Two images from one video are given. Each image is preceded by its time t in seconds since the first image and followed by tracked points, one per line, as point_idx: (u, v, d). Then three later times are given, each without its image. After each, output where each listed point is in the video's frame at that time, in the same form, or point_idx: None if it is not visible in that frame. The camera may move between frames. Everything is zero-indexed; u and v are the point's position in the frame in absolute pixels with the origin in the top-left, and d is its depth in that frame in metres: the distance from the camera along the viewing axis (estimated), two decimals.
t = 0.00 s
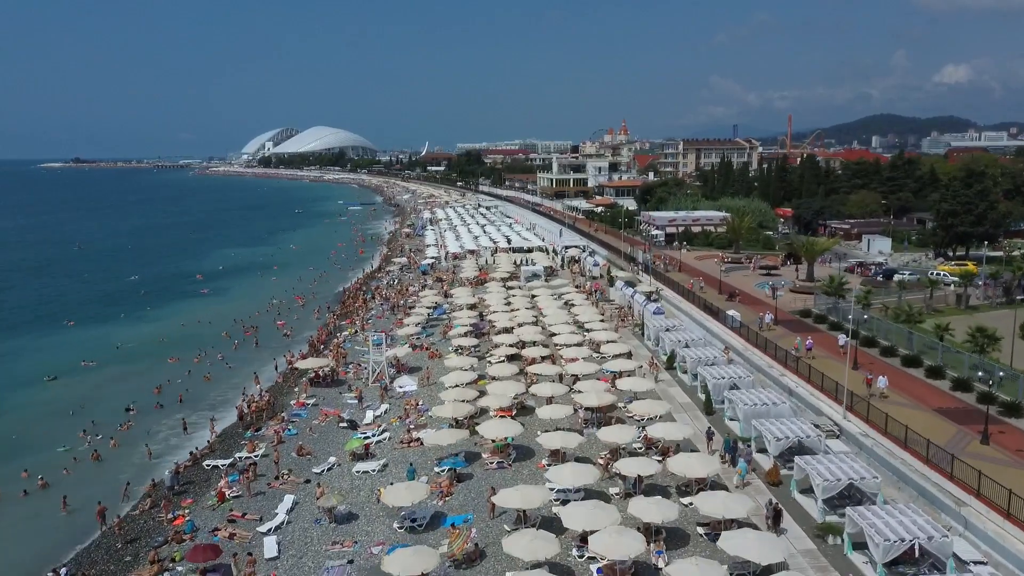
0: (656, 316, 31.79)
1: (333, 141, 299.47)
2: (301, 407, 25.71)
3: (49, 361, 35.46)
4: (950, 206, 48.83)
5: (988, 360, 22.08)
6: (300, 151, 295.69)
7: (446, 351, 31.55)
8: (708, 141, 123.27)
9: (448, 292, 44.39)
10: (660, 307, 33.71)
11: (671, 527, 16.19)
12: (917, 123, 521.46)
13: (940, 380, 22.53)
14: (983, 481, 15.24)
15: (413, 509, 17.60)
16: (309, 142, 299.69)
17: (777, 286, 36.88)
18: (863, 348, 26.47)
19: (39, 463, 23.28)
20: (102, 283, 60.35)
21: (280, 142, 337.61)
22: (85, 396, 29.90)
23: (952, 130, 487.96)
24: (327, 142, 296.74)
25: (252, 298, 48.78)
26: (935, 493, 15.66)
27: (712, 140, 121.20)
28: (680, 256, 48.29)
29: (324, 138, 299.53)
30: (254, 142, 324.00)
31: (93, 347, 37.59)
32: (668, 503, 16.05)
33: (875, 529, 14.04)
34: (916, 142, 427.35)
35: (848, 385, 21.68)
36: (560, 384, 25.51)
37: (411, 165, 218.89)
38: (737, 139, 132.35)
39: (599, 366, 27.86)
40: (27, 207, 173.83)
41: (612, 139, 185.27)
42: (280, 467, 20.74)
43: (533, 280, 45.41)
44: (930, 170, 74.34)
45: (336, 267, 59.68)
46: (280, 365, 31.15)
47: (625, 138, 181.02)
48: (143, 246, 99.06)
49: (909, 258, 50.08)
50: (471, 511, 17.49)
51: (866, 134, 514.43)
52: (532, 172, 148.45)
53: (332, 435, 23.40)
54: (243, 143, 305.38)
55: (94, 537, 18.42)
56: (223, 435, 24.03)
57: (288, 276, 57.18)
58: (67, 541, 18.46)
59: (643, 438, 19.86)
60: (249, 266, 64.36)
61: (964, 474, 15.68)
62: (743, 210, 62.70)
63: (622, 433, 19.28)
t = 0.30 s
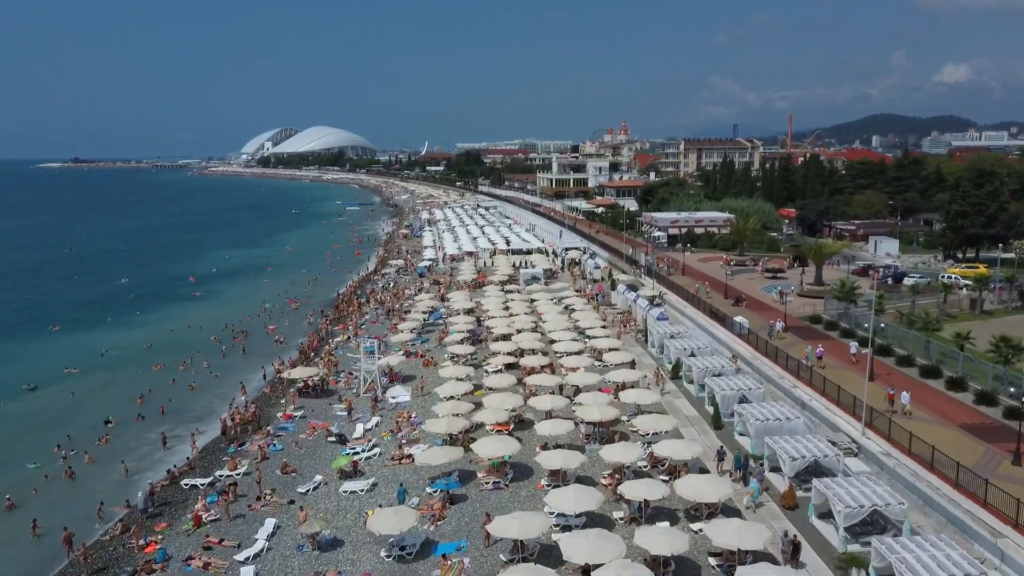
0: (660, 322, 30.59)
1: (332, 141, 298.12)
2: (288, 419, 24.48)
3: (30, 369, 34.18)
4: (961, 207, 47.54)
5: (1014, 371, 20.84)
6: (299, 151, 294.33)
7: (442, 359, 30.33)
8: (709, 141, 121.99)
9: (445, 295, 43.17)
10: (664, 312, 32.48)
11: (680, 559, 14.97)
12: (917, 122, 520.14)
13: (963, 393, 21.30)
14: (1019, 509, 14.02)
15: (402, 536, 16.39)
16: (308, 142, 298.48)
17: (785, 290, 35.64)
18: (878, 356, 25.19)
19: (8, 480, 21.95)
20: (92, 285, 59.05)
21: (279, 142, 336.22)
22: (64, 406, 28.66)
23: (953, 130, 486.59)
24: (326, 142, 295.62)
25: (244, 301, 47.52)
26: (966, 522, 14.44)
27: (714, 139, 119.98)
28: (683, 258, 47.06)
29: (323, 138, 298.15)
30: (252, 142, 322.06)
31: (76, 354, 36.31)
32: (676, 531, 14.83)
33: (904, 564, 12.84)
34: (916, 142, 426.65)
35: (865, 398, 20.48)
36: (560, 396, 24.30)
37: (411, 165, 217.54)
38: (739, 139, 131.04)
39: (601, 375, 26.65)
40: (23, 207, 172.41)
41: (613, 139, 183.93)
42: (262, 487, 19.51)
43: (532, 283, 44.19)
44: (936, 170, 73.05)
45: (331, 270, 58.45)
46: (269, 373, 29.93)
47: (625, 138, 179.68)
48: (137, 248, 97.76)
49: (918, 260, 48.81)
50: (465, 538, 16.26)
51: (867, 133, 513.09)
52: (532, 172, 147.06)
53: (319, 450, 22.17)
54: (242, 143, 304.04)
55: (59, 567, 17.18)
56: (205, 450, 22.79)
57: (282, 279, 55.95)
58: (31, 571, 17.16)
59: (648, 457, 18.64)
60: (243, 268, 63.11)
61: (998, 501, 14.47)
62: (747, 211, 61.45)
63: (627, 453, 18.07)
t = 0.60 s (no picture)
0: (664, 329, 29.36)
1: (331, 140, 296.88)
2: (274, 433, 23.24)
3: (11, 377, 33.01)
4: (972, 208, 46.23)
5: None
6: (298, 151, 293.15)
7: (437, 367, 29.14)
8: (711, 140, 120.68)
9: (442, 299, 42.00)
10: (668, 318, 31.27)
11: None
12: (918, 122, 518.70)
13: (988, 407, 20.04)
14: None
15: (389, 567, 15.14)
16: (307, 142, 297.34)
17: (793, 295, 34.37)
18: (893, 367, 23.90)
19: None
20: (82, 288, 57.91)
21: (278, 142, 335.04)
22: (42, 417, 27.47)
23: (954, 130, 485.11)
24: (325, 142, 294.55)
25: (237, 305, 46.35)
26: (1001, 554, 13.18)
27: (715, 138, 118.79)
28: (686, 261, 45.87)
29: (322, 138, 297.02)
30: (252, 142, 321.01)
31: (59, 361, 35.11)
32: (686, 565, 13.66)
33: None
34: (917, 142, 425.28)
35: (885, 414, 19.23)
36: (561, 408, 23.09)
37: (410, 164, 216.21)
38: (741, 139, 129.66)
39: (603, 386, 25.43)
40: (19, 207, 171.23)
41: (613, 138, 182.59)
42: (242, 510, 18.28)
43: (531, 286, 43.02)
44: (943, 171, 71.71)
45: (326, 272, 57.25)
46: (256, 383, 28.72)
47: (626, 137, 178.44)
48: (132, 249, 96.63)
49: (927, 263, 47.53)
50: (456, 570, 15.00)
51: (868, 133, 511.72)
52: (532, 172, 145.74)
53: (305, 468, 20.93)
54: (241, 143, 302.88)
55: None
56: (185, 467, 21.55)
57: (276, 281, 54.80)
58: None
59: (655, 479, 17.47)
60: (237, 270, 61.92)
61: None
62: (751, 212, 60.20)
63: (632, 475, 16.90)
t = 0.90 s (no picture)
0: (669, 337, 28.18)
1: (330, 140, 295.66)
2: (258, 449, 21.98)
3: None
4: (982, 209, 45.01)
5: None
6: (297, 151, 291.95)
7: (432, 377, 27.94)
8: (713, 140, 119.51)
9: (438, 303, 40.81)
10: (672, 324, 30.08)
11: None
12: (919, 122, 517.55)
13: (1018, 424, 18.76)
14: None
15: None
16: (306, 142, 296.10)
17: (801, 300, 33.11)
18: (912, 378, 22.63)
19: None
20: (72, 291, 56.71)
21: (277, 142, 333.83)
22: (17, 429, 26.25)
23: (955, 129, 483.87)
24: (325, 142, 293.26)
25: (228, 309, 45.11)
26: None
27: (717, 138, 117.61)
28: (690, 264, 44.69)
29: (321, 138, 295.87)
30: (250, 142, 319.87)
31: (41, 370, 33.91)
32: None
33: None
34: (917, 142, 424.17)
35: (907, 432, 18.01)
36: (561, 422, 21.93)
37: (409, 164, 214.98)
38: (743, 138, 128.48)
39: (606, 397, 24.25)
40: (15, 207, 169.96)
41: (613, 138, 181.40)
42: (219, 536, 17.03)
43: (530, 290, 41.87)
44: (949, 171, 70.48)
45: (322, 275, 56.09)
46: (242, 393, 27.45)
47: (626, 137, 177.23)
48: (126, 250, 95.35)
49: (936, 265, 46.32)
50: None
51: (868, 133, 510.48)
52: (531, 172, 144.54)
53: (290, 486, 19.68)
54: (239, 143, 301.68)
55: None
56: (162, 486, 20.30)
57: (270, 284, 53.55)
58: None
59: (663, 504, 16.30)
60: (231, 273, 60.63)
61: None
62: (754, 213, 59.02)
63: (639, 500, 15.72)
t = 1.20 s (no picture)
0: (675, 346, 26.94)
1: (329, 140, 294.49)
2: (240, 466, 20.72)
3: None
4: (994, 210, 43.80)
5: None
6: (295, 151, 290.79)
7: (426, 386, 26.71)
8: (714, 139, 118.31)
9: (435, 306, 39.60)
10: (678, 331, 28.86)
11: None
12: (920, 121, 516.26)
13: None
14: None
15: None
16: (305, 142, 294.77)
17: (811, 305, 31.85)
18: (931, 389, 21.47)
19: None
20: (62, 294, 55.51)
21: (276, 142, 332.71)
22: None
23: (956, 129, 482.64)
24: (324, 142, 291.97)
25: (219, 313, 43.82)
26: None
27: (719, 138, 116.44)
28: (694, 266, 43.49)
29: (320, 138, 294.67)
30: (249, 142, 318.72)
31: (22, 378, 32.68)
32: None
33: None
34: (918, 141, 423.05)
35: (933, 451, 16.78)
36: (562, 437, 20.71)
37: (408, 164, 213.75)
38: (744, 138, 127.31)
39: (609, 410, 23.03)
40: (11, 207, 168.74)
41: (612, 138, 180.23)
42: (193, 565, 15.77)
43: (530, 293, 40.69)
44: (956, 170, 69.26)
45: (316, 277, 54.92)
46: (227, 403, 26.20)
47: (626, 137, 176.07)
48: (121, 250, 94.11)
49: (946, 268, 45.14)
50: None
51: (869, 132, 509.27)
52: (531, 172, 143.35)
53: (273, 508, 18.42)
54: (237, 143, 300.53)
55: None
56: (137, 506, 19.04)
57: (263, 287, 52.24)
58: None
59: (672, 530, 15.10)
60: (224, 275, 59.27)
61: None
62: (758, 213, 57.80)
63: (646, 527, 14.54)
